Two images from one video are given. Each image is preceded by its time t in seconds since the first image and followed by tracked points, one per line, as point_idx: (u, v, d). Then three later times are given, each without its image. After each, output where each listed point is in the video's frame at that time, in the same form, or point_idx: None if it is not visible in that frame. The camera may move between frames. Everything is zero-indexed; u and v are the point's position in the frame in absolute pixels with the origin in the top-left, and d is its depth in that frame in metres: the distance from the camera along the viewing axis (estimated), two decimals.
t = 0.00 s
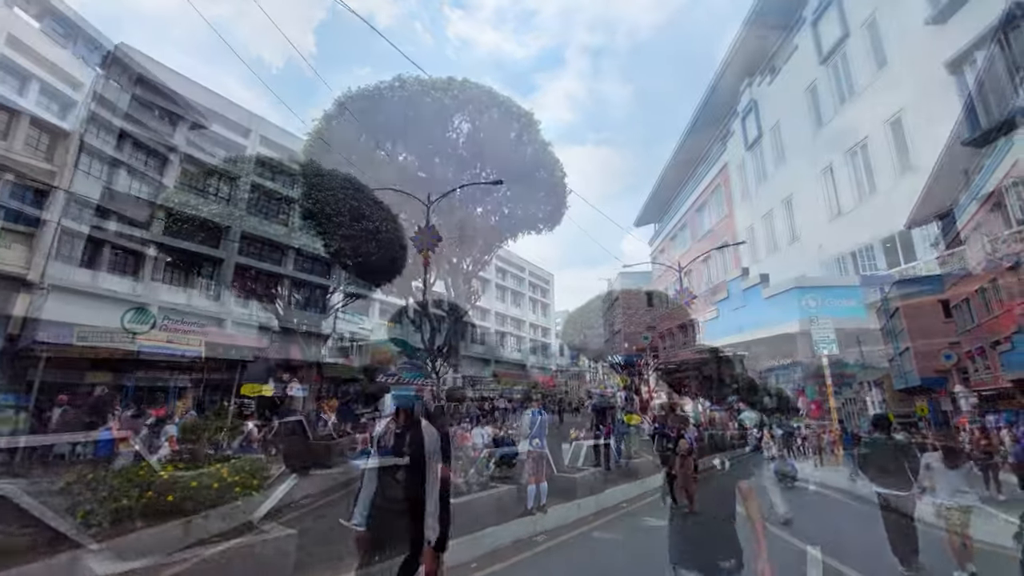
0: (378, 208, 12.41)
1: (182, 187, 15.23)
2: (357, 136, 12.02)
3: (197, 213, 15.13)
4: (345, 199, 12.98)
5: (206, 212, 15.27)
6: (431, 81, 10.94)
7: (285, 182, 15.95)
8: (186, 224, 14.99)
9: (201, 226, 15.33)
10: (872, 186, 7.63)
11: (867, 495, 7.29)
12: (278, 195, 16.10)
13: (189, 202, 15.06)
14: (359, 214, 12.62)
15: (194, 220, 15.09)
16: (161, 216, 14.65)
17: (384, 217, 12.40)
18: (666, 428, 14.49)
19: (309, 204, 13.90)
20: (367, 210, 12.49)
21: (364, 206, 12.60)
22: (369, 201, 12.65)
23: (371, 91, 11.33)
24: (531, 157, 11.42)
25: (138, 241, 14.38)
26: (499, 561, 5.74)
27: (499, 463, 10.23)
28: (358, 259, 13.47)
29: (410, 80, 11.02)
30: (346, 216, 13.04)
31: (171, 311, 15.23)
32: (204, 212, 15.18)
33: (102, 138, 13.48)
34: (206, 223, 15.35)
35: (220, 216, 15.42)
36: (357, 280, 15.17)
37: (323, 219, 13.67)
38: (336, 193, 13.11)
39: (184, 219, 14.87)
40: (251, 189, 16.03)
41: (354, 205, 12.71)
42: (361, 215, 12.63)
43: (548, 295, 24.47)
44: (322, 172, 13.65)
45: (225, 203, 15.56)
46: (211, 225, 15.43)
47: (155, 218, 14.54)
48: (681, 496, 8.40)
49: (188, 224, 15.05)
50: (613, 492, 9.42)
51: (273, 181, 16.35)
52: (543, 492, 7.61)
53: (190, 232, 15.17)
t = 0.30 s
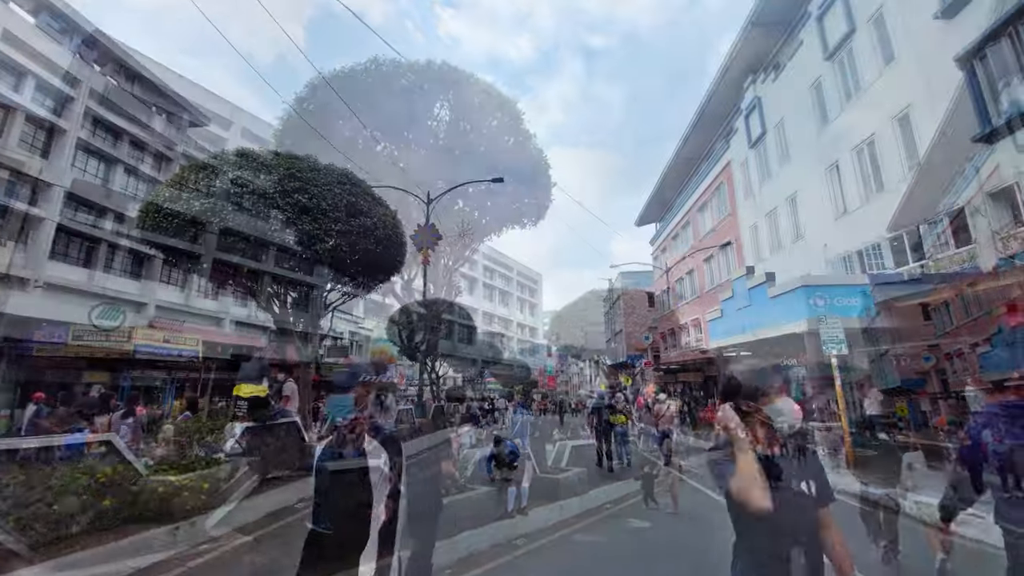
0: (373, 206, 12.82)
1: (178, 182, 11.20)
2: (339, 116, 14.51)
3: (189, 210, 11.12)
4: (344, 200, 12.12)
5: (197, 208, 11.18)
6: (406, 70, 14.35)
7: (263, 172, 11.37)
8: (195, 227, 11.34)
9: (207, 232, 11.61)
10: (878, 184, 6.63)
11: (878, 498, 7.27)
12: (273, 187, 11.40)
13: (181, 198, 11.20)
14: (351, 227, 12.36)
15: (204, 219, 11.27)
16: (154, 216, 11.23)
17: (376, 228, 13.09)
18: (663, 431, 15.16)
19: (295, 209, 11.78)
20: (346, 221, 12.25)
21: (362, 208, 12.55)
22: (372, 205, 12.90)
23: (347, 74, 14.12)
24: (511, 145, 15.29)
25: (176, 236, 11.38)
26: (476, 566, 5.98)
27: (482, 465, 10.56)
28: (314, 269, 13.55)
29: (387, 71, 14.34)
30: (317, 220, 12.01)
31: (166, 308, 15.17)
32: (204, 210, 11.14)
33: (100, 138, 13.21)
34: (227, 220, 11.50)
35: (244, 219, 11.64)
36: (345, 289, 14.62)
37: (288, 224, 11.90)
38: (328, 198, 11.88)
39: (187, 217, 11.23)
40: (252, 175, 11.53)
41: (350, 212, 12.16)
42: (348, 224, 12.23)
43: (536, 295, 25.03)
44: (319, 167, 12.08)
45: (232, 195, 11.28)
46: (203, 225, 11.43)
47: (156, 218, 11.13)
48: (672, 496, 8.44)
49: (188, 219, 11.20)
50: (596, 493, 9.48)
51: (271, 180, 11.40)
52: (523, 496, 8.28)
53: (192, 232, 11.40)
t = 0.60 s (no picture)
0: (366, 207, 8.83)
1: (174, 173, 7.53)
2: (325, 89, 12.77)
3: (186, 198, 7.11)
4: (341, 201, 8.60)
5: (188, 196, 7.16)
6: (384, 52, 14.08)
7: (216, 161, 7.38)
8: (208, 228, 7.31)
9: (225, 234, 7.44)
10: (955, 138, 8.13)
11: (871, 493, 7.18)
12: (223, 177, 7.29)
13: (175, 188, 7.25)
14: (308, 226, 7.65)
15: (219, 215, 7.20)
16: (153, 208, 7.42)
17: (366, 236, 8.79)
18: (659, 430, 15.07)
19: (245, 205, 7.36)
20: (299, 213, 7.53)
21: (348, 210, 8.62)
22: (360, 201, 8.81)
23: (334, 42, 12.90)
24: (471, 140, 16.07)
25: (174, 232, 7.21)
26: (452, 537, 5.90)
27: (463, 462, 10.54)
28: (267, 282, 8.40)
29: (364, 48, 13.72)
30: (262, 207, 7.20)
31: (166, 308, 15.17)
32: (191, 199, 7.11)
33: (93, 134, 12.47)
34: (234, 216, 7.29)
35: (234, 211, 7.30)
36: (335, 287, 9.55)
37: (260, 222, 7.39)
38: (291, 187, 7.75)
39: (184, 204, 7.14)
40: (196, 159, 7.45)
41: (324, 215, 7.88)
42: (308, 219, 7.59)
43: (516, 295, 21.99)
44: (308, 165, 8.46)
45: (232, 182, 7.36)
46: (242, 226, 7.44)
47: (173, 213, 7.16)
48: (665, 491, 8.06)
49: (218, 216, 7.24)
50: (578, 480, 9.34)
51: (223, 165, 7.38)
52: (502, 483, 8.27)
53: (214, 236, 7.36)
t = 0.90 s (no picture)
0: (386, 214, 7.38)
1: (163, 157, 6.14)
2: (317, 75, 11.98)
3: (175, 190, 5.77)
4: (339, 193, 6.56)
5: (176, 188, 5.79)
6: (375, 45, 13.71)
7: (213, 152, 5.99)
8: (193, 227, 5.87)
9: (209, 235, 5.89)
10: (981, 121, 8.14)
11: (883, 494, 6.92)
12: (218, 168, 5.85)
13: (161, 177, 5.91)
14: (319, 237, 6.20)
15: (206, 212, 5.74)
16: (133, 198, 6.11)
17: (382, 247, 7.44)
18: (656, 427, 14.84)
19: (238, 203, 5.78)
20: (307, 219, 6.11)
21: (353, 209, 6.69)
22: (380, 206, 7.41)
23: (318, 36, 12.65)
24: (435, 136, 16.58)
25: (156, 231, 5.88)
26: (438, 524, 5.76)
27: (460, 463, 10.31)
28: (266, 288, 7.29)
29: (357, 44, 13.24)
30: (266, 212, 5.83)
31: (107, 292, 17.97)
32: (180, 192, 5.74)
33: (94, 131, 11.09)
34: (224, 214, 5.77)
35: (226, 210, 5.77)
36: (337, 294, 8.54)
37: (257, 227, 5.85)
38: (293, 183, 6.11)
39: (169, 197, 5.79)
40: (190, 145, 6.12)
41: (340, 222, 6.47)
42: (319, 230, 6.19)
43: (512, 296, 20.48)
44: (308, 153, 6.57)
45: (224, 171, 5.83)
46: (230, 224, 5.84)
47: (155, 207, 5.84)
48: (666, 490, 7.82)
49: (204, 212, 5.75)
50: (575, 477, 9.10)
51: (220, 155, 5.94)
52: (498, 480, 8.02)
53: (202, 237, 5.95)
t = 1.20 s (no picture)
0: (378, 208, 7.12)
1: (142, 146, 5.90)
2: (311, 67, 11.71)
3: (155, 181, 5.53)
4: (327, 185, 6.31)
5: (156, 178, 5.55)
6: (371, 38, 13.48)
7: (195, 142, 5.76)
8: (173, 220, 5.59)
9: (190, 228, 5.62)
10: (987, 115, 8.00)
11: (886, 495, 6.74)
12: (201, 158, 5.62)
13: (142, 169, 5.67)
14: (306, 230, 5.91)
15: (187, 203, 5.48)
16: (110, 189, 5.85)
17: (373, 243, 7.17)
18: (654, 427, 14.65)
19: (221, 194, 5.51)
20: (294, 212, 5.83)
21: (343, 203, 6.43)
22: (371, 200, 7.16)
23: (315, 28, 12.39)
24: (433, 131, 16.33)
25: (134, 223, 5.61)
26: (428, 526, 5.55)
27: (455, 463, 10.10)
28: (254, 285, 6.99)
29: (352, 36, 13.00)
30: (250, 204, 5.56)
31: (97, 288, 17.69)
32: (161, 183, 5.49)
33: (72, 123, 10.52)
34: (205, 205, 5.50)
35: (208, 202, 5.52)
36: (328, 290, 8.29)
37: (240, 220, 5.56)
38: (279, 175, 5.86)
39: (149, 188, 5.54)
40: (170, 135, 5.89)
41: (328, 215, 6.18)
42: (306, 224, 5.90)
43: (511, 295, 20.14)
44: (297, 144, 6.34)
45: (206, 161, 5.59)
46: (212, 216, 5.57)
47: (134, 198, 5.58)
48: (663, 490, 7.63)
49: (184, 204, 5.48)
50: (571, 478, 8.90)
51: (202, 144, 5.71)
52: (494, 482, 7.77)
53: (183, 229, 5.68)
